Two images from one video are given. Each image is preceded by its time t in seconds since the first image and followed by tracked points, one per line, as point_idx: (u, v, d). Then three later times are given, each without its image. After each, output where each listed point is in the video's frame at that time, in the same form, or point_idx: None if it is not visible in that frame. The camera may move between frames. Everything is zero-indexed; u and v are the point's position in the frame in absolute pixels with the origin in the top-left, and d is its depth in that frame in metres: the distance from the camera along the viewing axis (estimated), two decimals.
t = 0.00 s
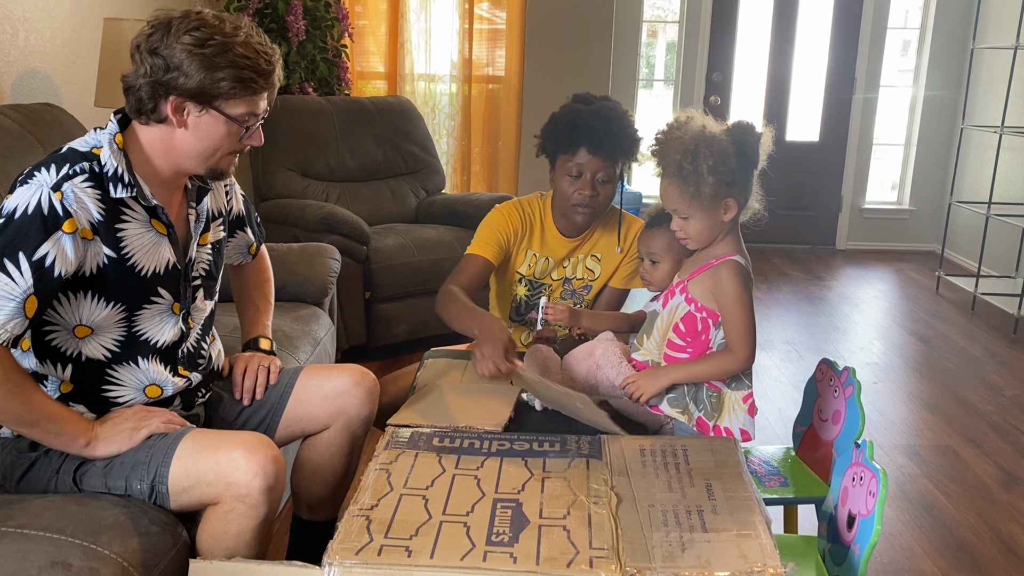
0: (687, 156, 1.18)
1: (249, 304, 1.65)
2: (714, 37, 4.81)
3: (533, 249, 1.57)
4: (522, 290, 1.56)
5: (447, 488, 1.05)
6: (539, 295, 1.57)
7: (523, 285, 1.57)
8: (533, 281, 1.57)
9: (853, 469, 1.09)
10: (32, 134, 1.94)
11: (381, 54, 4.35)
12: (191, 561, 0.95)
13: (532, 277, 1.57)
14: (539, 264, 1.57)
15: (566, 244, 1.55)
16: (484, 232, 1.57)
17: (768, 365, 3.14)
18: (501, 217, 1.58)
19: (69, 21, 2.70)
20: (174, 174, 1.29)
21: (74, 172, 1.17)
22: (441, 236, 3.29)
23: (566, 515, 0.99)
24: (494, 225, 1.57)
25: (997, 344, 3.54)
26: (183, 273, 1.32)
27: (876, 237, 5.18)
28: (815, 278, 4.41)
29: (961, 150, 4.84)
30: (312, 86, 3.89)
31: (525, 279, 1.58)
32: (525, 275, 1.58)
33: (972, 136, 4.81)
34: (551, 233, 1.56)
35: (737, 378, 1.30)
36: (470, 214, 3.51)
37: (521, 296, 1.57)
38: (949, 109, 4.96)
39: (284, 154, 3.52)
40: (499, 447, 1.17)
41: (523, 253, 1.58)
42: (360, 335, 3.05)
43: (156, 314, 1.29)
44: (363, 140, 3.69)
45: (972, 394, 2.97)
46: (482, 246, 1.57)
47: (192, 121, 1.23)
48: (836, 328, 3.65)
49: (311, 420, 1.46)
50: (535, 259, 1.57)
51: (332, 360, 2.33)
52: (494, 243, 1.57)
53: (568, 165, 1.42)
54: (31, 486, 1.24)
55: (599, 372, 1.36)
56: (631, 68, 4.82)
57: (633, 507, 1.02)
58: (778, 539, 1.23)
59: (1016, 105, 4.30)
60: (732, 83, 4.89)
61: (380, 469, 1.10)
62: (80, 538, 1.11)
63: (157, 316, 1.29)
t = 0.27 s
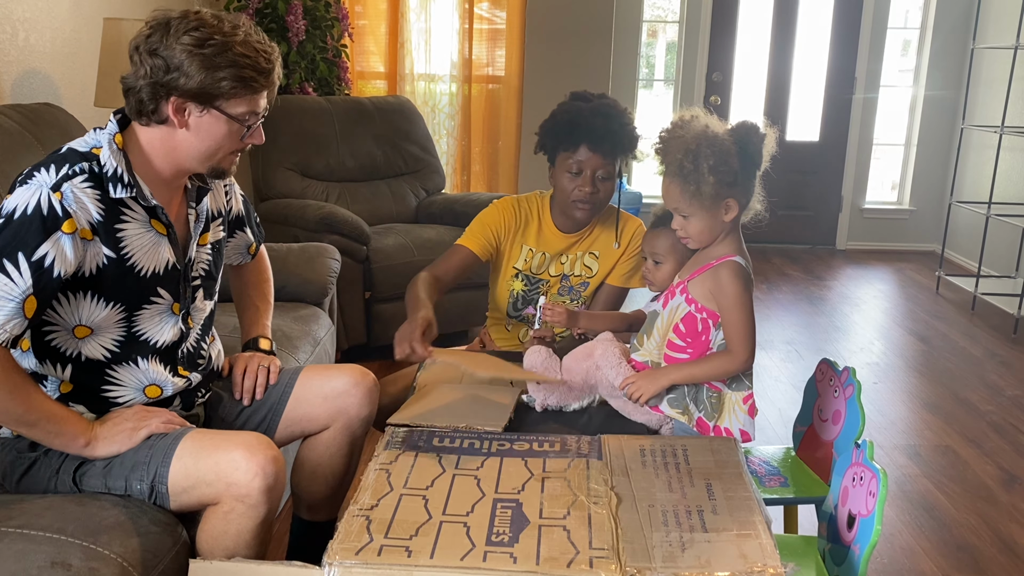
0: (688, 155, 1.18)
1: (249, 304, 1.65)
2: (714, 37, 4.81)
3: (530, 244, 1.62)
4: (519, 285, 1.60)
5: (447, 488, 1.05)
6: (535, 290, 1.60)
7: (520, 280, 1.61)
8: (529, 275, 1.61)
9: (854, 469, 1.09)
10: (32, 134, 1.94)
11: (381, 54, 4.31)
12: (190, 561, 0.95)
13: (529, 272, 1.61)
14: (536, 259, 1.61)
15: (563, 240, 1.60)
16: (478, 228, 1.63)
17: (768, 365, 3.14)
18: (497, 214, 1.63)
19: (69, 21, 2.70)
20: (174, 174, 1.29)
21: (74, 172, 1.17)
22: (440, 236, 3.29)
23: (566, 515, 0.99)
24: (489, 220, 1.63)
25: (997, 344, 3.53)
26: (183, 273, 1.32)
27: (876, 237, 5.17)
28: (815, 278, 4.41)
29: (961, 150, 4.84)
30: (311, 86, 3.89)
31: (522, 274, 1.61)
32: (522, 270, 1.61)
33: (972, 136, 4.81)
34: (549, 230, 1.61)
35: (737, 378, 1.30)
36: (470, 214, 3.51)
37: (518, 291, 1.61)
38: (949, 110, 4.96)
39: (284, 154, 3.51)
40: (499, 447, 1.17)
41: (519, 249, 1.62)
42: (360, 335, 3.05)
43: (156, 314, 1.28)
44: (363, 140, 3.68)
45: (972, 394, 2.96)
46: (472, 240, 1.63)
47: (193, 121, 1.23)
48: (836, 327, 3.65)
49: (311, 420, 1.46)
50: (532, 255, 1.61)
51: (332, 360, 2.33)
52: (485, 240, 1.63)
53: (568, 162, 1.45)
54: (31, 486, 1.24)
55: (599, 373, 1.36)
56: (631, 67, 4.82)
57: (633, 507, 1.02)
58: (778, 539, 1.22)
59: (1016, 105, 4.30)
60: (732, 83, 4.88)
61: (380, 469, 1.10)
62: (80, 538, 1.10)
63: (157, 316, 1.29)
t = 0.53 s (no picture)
0: (687, 155, 1.19)
1: (248, 304, 1.65)
2: (714, 37, 4.81)
3: (527, 244, 1.62)
4: (517, 285, 1.62)
5: (447, 488, 1.05)
6: (534, 289, 1.62)
7: (518, 279, 1.63)
8: (528, 275, 1.63)
9: (854, 469, 1.09)
10: (32, 134, 1.94)
11: (381, 53, 4.31)
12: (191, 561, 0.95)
13: (527, 271, 1.63)
14: (534, 258, 1.62)
15: (561, 240, 1.61)
16: (473, 231, 1.62)
17: (768, 365, 3.14)
18: (494, 215, 1.62)
19: (69, 21, 2.70)
20: (175, 174, 1.29)
21: (72, 173, 1.17)
22: (441, 236, 3.29)
23: (566, 515, 0.99)
24: (484, 223, 1.61)
25: (997, 344, 3.53)
26: (182, 273, 1.32)
27: (876, 237, 5.18)
28: (815, 278, 4.41)
29: (961, 150, 4.84)
30: (311, 86, 3.89)
31: (520, 274, 1.63)
32: (519, 270, 1.63)
33: (972, 136, 4.80)
34: (547, 230, 1.61)
35: (738, 379, 1.30)
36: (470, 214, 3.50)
37: (516, 290, 1.63)
38: (949, 110, 4.96)
39: (284, 154, 3.51)
40: (499, 447, 1.17)
41: (517, 249, 1.63)
42: (360, 335, 3.05)
43: (156, 314, 1.28)
44: (363, 140, 3.68)
45: (972, 394, 2.97)
46: (468, 244, 1.62)
47: (206, 125, 1.24)
48: (836, 327, 3.66)
49: (311, 420, 1.46)
50: (529, 254, 1.62)
51: (332, 360, 2.33)
52: (481, 242, 1.62)
53: (565, 159, 1.49)
54: (31, 486, 1.24)
55: (599, 373, 1.36)
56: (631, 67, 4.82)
57: (633, 507, 1.02)
58: (778, 539, 1.22)
59: (1016, 105, 4.30)
60: (732, 83, 4.89)
61: (380, 469, 1.10)
62: (80, 538, 1.11)
63: (157, 316, 1.29)
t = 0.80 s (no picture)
0: (691, 155, 1.19)
1: (247, 305, 1.65)
2: (714, 37, 4.81)
3: (526, 247, 1.58)
4: (517, 288, 1.57)
5: (447, 488, 1.05)
6: (534, 292, 1.57)
7: (517, 283, 1.57)
8: (527, 279, 1.58)
9: (853, 469, 1.09)
10: (31, 134, 1.94)
11: (381, 54, 4.32)
12: (191, 561, 0.95)
13: (526, 274, 1.58)
14: (532, 262, 1.58)
15: (560, 242, 1.56)
16: (471, 240, 1.60)
17: (768, 365, 3.14)
18: (492, 218, 1.59)
19: (69, 21, 2.70)
20: (174, 174, 1.29)
21: (71, 172, 1.17)
22: (441, 236, 3.29)
23: (566, 515, 0.99)
24: (483, 230, 1.59)
25: (997, 344, 3.54)
26: (181, 272, 1.32)
27: (876, 237, 5.18)
28: (815, 278, 4.41)
29: (961, 151, 4.84)
30: (311, 86, 3.89)
31: (519, 278, 1.58)
32: (518, 274, 1.58)
33: (972, 136, 4.80)
34: (546, 233, 1.56)
35: (739, 379, 1.30)
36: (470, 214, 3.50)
37: (516, 294, 1.57)
38: (949, 109, 4.96)
39: (284, 154, 3.51)
40: (499, 447, 1.17)
41: (516, 253, 1.58)
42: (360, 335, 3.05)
43: (155, 313, 1.28)
44: (363, 141, 3.68)
45: (972, 394, 2.96)
46: (467, 253, 1.61)
47: (205, 123, 1.24)
48: (836, 327, 3.66)
49: (311, 420, 1.46)
50: (528, 258, 1.58)
51: (332, 360, 2.33)
52: (481, 249, 1.60)
53: (563, 163, 1.43)
54: (31, 486, 1.24)
55: (598, 373, 1.36)
56: (631, 67, 4.82)
57: (633, 507, 1.02)
58: (778, 539, 1.22)
59: (1016, 105, 4.30)
60: (732, 83, 4.89)
61: (380, 469, 1.10)
62: (80, 538, 1.11)
63: (156, 316, 1.29)
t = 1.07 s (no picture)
0: (694, 153, 1.19)
1: (247, 305, 1.65)
2: (714, 37, 4.81)
3: (529, 256, 1.46)
4: (520, 298, 1.45)
5: (447, 489, 1.05)
6: (538, 301, 1.45)
7: (521, 291, 1.46)
8: (531, 288, 1.46)
9: (854, 469, 1.09)
10: (31, 134, 1.94)
11: (380, 54, 4.42)
12: (191, 561, 0.95)
13: (530, 283, 1.46)
14: (536, 270, 1.45)
15: (564, 249, 1.42)
16: (471, 253, 1.52)
17: (768, 365, 3.14)
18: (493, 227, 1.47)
19: (69, 21, 2.70)
20: (172, 173, 1.29)
21: (68, 172, 1.17)
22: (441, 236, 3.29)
23: (566, 515, 0.99)
24: (483, 241, 1.50)
25: (997, 344, 3.54)
26: (179, 272, 1.32)
27: (877, 237, 5.18)
28: (815, 278, 4.42)
29: (961, 151, 4.84)
30: (312, 86, 3.89)
31: (523, 287, 1.46)
32: (523, 283, 1.46)
33: (972, 136, 4.81)
34: (548, 240, 1.43)
35: (740, 380, 1.30)
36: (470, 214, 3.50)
37: (520, 303, 1.45)
38: (949, 109, 4.96)
39: (284, 155, 3.63)
40: (499, 447, 1.17)
41: (518, 261, 1.46)
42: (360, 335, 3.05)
43: (153, 313, 1.28)
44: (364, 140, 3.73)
45: (972, 394, 2.97)
46: (467, 267, 1.54)
47: (199, 122, 1.23)
48: (836, 327, 3.66)
49: (311, 420, 1.46)
50: (531, 266, 1.46)
51: (332, 360, 2.33)
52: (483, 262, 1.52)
53: (567, 174, 1.33)
54: (30, 486, 1.24)
55: (598, 373, 1.36)
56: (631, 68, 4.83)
57: (633, 507, 1.02)
58: (778, 539, 1.23)
59: (1016, 104, 4.30)
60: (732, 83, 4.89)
61: (380, 469, 1.10)
62: (80, 538, 1.11)
63: (154, 315, 1.29)
